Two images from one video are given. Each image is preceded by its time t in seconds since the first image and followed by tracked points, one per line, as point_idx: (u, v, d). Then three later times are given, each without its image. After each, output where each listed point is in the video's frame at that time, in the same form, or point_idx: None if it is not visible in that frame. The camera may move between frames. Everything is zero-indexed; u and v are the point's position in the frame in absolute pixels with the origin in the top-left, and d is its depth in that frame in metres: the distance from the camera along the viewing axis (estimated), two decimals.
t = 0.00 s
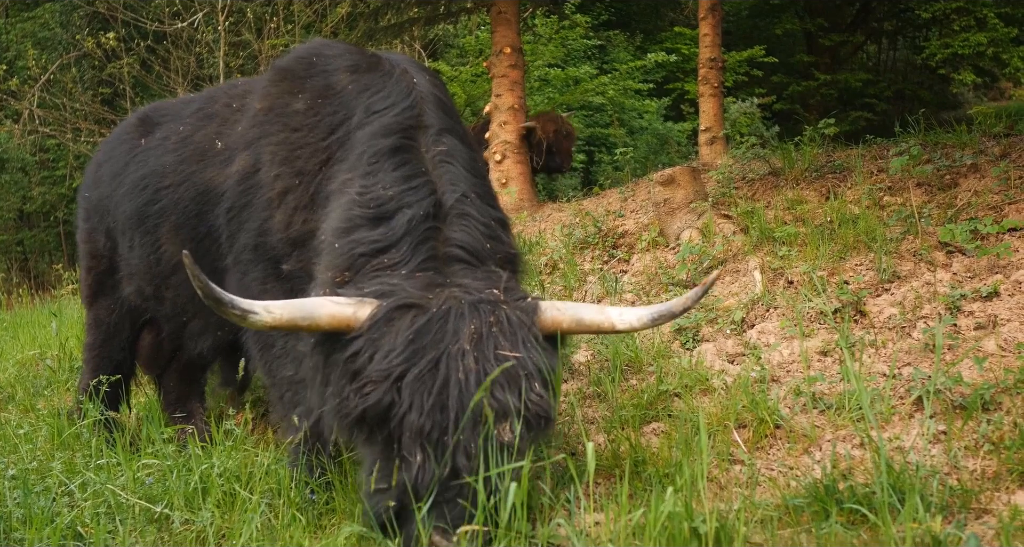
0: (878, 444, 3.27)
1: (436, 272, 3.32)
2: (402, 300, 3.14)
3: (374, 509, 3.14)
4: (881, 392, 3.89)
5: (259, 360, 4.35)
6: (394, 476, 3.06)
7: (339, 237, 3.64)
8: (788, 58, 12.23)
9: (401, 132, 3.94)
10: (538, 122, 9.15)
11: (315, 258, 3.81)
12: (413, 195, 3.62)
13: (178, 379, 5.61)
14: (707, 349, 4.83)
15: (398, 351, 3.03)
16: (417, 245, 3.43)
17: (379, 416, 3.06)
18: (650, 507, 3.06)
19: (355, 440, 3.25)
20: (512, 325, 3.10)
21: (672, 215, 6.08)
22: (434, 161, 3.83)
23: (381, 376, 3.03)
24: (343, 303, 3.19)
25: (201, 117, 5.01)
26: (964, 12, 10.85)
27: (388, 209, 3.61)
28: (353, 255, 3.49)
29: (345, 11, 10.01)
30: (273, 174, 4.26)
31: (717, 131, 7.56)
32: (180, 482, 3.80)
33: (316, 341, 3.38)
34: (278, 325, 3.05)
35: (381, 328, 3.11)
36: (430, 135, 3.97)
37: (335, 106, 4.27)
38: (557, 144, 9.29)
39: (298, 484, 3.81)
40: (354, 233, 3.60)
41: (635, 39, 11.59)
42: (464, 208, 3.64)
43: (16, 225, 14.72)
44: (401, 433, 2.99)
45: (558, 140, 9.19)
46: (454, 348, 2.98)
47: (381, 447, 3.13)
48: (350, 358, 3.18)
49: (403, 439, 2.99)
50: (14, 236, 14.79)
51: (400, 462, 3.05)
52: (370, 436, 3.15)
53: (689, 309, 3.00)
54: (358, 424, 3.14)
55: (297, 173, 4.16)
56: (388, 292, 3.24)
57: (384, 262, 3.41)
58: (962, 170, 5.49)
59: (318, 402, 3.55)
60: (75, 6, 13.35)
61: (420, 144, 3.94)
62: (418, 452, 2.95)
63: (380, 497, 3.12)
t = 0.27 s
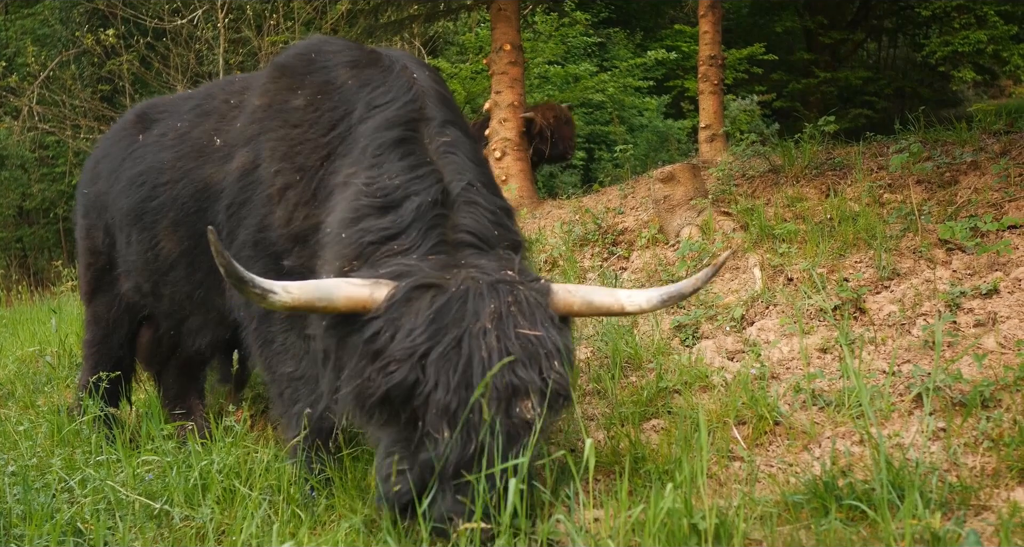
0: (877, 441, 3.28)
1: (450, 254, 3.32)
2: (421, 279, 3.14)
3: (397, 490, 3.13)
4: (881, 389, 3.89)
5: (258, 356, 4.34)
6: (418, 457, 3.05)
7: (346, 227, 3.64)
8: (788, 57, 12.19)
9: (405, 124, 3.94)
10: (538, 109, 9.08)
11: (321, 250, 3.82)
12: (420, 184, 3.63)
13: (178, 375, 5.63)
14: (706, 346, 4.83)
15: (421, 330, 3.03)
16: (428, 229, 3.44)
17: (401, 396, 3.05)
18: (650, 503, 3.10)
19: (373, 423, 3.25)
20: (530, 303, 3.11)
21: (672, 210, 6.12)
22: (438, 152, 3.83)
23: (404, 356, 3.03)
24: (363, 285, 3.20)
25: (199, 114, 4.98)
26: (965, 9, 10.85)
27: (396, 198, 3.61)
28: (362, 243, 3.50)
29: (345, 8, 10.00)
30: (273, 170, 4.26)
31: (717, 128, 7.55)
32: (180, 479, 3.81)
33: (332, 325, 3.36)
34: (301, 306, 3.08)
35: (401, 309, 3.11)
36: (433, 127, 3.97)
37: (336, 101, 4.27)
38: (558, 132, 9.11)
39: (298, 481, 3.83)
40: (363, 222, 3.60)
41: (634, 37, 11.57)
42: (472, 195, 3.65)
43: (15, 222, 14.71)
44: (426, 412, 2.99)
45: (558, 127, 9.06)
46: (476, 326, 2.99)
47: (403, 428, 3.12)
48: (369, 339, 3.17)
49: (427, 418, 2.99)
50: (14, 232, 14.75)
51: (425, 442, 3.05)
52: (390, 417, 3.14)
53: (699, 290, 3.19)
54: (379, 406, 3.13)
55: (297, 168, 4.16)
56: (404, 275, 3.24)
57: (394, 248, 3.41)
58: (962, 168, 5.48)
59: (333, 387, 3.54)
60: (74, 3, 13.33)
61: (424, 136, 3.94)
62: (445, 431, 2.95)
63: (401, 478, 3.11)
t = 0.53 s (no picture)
0: (877, 439, 3.27)
1: (475, 224, 3.43)
2: (464, 245, 3.25)
3: (446, 458, 3.19)
4: (880, 386, 3.89)
5: (256, 352, 4.32)
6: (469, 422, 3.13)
7: (353, 209, 3.71)
8: (787, 54, 12.16)
9: (406, 109, 4.03)
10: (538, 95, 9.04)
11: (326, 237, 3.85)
12: (427, 159, 3.75)
13: (176, 372, 5.65)
14: (705, 343, 4.82)
15: (469, 294, 3.13)
16: (448, 201, 3.56)
17: (451, 363, 3.12)
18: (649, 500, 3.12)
19: (412, 393, 3.30)
20: (566, 264, 3.31)
21: (672, 208, 6.10)
22: (440, 132, 3.94)
23: (455, 321, 3.11)
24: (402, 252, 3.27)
25: (194, 111, 4.96)
26: (964, 6, 10.85)
27: (404, 174, 3.72)
28: (375, 220, 3.58)
29: (344, 4, 9.96)
30: (270, 165, 4.25)
31: (717, 125, 7.53)
32: (178, 475, 3.79)
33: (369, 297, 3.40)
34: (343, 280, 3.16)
35: (447, 275, 3.19)
36: (433, 110, 4.08)
37: (332, 94, 4.30)
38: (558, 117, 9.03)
39: (297, 478, 3.82)
40: (372, 202, 3.68)
41: (634, 33, 11.56)
42: (481, 170, 3.77)
43: (14, 218, 14.68)
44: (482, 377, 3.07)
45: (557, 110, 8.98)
46: (523, 287, 3.13)
47: (447, 395, 3.19)
48: (412, 307, 3.24)
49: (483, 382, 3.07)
50: (13, 229, 14.71)
51: (474, 408, 3.13)
52: (436, 386, 3.20)
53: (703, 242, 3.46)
54: (427, 374, 3.19)
55: (296, 161, 4.17)
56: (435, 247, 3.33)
57: (413, 219, 3.53)
58: (962, 165, 5.48)
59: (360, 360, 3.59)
60: None
61: (425, 119, 4.04)
62: (508, 393, 3.05)
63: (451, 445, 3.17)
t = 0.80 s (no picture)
0: (872, 437, 3.28)
1: (489, 224, 3.46)
2: (480, 244, 3.26)
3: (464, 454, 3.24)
4: (876, 384, 3.90)
5: (252, 350, 4.32)
6: (487, 420, 3.16)
7: (360, 211, 3.72)
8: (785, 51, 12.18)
9: (406, 108, 4.06)
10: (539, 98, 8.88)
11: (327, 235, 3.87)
12: (433, 161, 3.79)
13: (172, 372, 5.63)
14: (702, 341, 4.83)
15: (487, 293, 3.15)
16: (458, 202, 3.59)
17: (470, 361, 3.15)
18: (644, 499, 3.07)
19: (428, 391, 3.33)
20: (579, 262, 3.34)
21: (669, 205, 6.20)
22: (442, 131, 3.98)
23: (473, 320, 3.13)
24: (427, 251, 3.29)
25: (185, 110, 4.96)
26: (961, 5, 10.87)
27: (411, 175, 3.75)
28: (385, 221, 3.60)
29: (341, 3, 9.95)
30: (265, 162, 4.24)
31: (714, 123, 7.53)
32: (175, 474, 3.79)
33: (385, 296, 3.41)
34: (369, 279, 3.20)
35: (465, 274, 3.21)
36: (433, 108, 4.11)
37: (328, 91, 4.31)
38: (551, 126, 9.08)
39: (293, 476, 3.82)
40: (379, 203, 3.69)
41: (631, 32, 11.57)
42: (486, 170, 3.80)
43: (12, 216, 14.65)
44: (500, 376, 3.10)
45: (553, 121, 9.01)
46: (540, 286, 3.16)
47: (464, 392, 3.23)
48: (430, 305, 3.25)
49: (503, 381, 3.11)
50: (9, 226, 14.68)
51: (492, 406, 3.16)
52: (454, 383, 3.24)
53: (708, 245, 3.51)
54: (445, 373, 3.22)
55: (293, 159, 4.17)
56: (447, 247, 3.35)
57: (424, 222, 3.54)
58: (959, 163, 5.48)
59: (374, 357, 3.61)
60: None
61: (426, 117, 4.07)
62: (528, 390, 3.08)
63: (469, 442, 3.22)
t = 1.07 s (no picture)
0: (870, 438, 3.28)
1: (506, 233, 3.53)
2: (502, 254, 3.32)
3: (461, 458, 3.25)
4: (873, 386, 3.91)
5: (249, 352, 4.31)
6: (489, 425, 3.19)
7: (370, 215, 3.75)
8: (782, 53, 12.22)
9: (412, 114, 4.11)
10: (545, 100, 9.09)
11: (332, 238, 3.91)
12: (444, 170, 3.83)
13: (167, 373, 5.61)
14: (699, 343, 4.82)
15: (508, 301, 3.21)
16: (471, 209, 3.64)
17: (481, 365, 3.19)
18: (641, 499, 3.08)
19: (434, 393, 3.36)
20: (592, 282, 3.40)
21: (665, 207, 6.20)
22: (449, 139, 4.03)
23: (491, 325, 3.19)
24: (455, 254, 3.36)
25: (180, 111, 4.94)
26: (957, 6, 10.89)
27: (422, 183, 3.80)
28: (398, 227, 3.63)
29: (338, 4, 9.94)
30: (264, 163, 4.23)
31: (711, 125, 7.54)
32: (172, 476, 3.78)
33: (399, 295, 3.43)
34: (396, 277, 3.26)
35: (485, 281, 3.26)
36: (438, 116, 4.16)
37: (328, 93, 4.32)
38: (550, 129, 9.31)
39: (290, 478, 3.81)
40: (390, 208, 3.73)
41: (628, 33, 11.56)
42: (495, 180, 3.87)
43: (8, 217, 14.60)
44: (510, 382, 3.15)
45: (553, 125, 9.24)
46: (558, 299, 3.23)
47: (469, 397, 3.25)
48: (448, 308, 3.29)
49: (511, 387, 3.15)
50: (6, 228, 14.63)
51: (497, 412, 3.19)
52: (459, 387, 3.27)
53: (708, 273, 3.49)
54: (454, 376, 3.25)
55: (293, 160, 4.17)
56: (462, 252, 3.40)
57: (438, 227, 3.58)
58: (955, 165, 5.48)
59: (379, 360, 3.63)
60: None
61: (432, 124, 4.12)
62: (535, 401, 3.13)
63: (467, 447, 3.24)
